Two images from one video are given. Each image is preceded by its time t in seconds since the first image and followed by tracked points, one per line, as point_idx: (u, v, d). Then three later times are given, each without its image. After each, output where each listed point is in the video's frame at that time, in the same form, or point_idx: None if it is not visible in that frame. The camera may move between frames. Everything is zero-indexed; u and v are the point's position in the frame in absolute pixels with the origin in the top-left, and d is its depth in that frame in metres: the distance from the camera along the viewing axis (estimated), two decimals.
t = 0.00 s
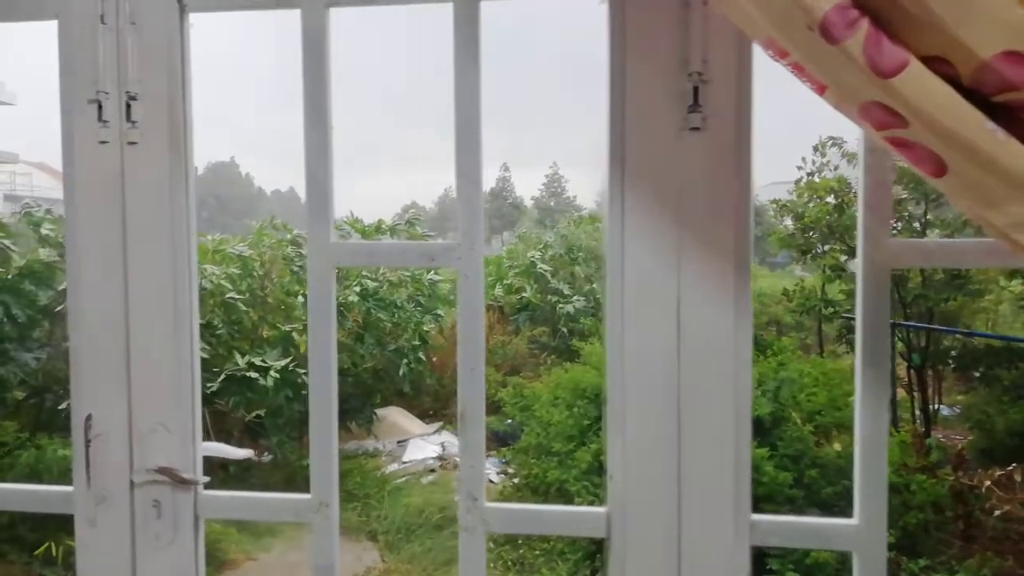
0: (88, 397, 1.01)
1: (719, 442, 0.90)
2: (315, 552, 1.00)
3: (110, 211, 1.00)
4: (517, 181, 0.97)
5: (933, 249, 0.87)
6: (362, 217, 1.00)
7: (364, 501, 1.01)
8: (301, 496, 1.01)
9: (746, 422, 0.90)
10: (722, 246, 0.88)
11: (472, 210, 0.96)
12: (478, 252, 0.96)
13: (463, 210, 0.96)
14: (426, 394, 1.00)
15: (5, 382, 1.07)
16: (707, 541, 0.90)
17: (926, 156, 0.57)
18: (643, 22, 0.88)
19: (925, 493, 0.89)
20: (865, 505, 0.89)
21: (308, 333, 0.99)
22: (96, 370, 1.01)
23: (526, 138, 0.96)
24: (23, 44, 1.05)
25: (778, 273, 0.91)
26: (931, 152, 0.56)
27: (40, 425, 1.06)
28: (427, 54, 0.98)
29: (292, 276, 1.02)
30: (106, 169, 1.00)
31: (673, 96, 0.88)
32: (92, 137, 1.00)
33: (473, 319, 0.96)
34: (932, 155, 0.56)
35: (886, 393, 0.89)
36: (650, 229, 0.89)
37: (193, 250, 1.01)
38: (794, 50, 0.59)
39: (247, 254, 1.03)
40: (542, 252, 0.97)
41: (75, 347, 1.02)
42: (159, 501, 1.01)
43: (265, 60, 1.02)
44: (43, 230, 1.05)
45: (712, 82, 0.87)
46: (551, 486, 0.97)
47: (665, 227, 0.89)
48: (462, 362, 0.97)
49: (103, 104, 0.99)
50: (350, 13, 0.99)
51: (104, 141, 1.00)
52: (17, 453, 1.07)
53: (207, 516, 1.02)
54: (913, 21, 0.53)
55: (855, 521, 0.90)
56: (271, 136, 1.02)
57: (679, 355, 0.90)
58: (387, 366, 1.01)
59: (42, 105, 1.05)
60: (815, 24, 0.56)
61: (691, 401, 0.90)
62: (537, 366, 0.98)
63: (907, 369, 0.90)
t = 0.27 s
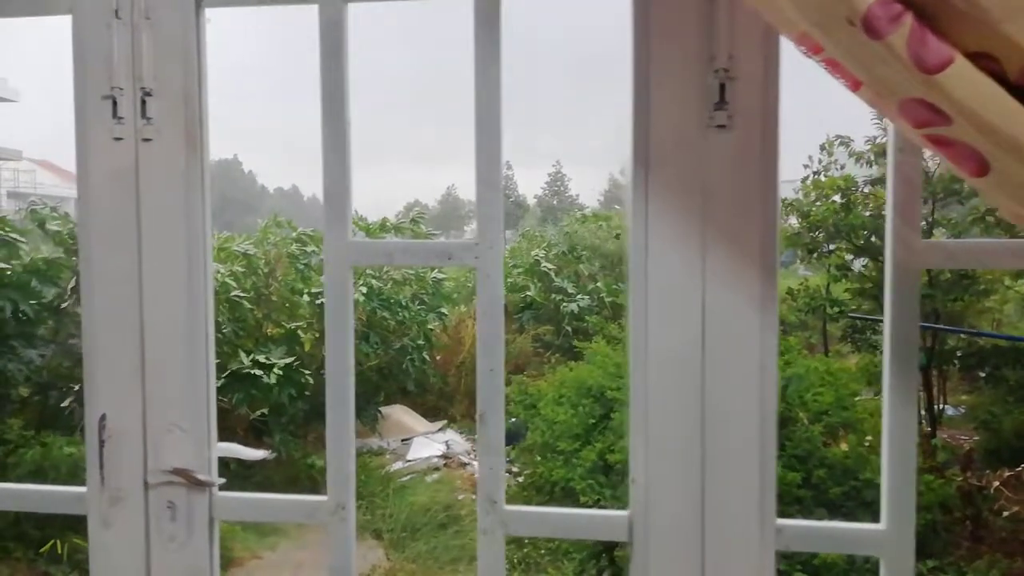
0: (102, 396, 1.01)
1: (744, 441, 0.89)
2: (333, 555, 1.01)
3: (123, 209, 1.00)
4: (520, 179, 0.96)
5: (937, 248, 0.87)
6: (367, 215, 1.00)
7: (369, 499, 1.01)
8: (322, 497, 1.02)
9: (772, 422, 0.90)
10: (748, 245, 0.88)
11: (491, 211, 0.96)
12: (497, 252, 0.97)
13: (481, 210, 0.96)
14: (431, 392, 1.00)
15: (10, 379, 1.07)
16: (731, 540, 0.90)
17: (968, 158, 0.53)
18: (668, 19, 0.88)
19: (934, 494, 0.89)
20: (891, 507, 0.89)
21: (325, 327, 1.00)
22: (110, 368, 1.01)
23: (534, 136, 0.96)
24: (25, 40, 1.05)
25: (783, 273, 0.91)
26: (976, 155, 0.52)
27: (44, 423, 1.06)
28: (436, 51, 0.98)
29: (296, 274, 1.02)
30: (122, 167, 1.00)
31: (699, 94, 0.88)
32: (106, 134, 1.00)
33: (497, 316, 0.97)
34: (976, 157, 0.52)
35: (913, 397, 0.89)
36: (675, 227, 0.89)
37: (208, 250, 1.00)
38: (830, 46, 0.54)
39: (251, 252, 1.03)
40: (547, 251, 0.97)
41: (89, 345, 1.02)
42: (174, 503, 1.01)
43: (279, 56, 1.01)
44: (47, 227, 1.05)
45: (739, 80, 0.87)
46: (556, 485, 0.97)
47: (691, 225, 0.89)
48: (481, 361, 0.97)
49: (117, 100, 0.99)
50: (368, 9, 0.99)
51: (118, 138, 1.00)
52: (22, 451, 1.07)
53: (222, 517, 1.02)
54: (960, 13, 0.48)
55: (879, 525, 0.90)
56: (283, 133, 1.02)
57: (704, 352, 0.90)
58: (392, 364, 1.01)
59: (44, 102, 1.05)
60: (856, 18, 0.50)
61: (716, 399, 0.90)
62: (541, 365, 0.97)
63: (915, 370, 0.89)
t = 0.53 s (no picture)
0: (122, 392, 1.01)
1: (773, 440, 0.89)
2: (354, 553, 1.01)
3: (144, 203, 0.99)
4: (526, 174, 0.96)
5: (966, 248, 0.87)
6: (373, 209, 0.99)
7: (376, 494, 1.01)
8: (343, 495, 1.01)
9: (801, 422, 0.89)
10: (780, 242, 0.87)
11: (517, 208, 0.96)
12: (524, 250, 0.96)
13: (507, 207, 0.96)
14: (439, 388, 1.01)
15: (22, 370, 1.08)
16: (760, 539, 0.89)
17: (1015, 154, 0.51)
18: (699, 12, 0.87)
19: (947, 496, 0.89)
20: (923, 510, 0.89)
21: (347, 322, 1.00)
22: (130, 362, 1.01)
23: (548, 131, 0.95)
24: (36, 33, 1.05)
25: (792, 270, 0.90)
26: None
27: (53, 416, 1.07)
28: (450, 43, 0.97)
29: (305, 270, 1.02)
30: (142, 160, 0.99)
31: (730, 88, 0.87)
32: (127, 127, 0.99)
33: (518, 310, 0.96)
34: None
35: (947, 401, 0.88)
36: (706, 224, 0.88)
37: (230, 246, 1.00)
38: (871, 36, 0.50)
39: (260, 247, 1.03)
40: (554, 249, 0.96)
41: (109, 339, 1.02)
42: (194, 500, 1.01)
43: (300, 50, 1.01)
44: (56, 219, 1.05)
45: (771, 73, 0.86)
46: (564, 481, 0.97)
47: (721, 222, 0.88)
48: (504, 359, 0.97)
49: (138, 92, 0.98)
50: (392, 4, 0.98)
51: (139, 130, 0.99)
52: (32, 444, 1.07)
53: (241, 514, 1.02)
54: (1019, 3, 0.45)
55: (913, 529, 0.89)
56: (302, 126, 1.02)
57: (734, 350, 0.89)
58: (400, 360, 1.01)
59: (54, 94, 1.05)
60: (905, 8, 0.47)
61: (745, 398, 0.89)
62: (548, 361, 0.97)
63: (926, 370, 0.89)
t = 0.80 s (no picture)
0: (150, 391, 1.02)
1: (812, 443, 0.88)
2: (382, 556, 1.01)
3: (175, 203, 1.00)
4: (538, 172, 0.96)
5: (1012, 252, 0.86)
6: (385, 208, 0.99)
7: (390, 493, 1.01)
8: (373, 498, 1.01)
9: (840, 425, 0.89)
10: (820, 243, 0.86)
11: (548, 208, 0.95)
12: (555, 250, 0.95)
13: (539, 210, 0.95)
14: (451, 387, 1.00)
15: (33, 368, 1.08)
16: (797, 541, 0.89)
17: None
18: (738, 11, 0.87)
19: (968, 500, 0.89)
20: (968, 519, 0.88)
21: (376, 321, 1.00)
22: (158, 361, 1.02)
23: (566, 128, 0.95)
24: (64, 29, 1.06)
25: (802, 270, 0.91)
26: None
27: (70, 412, 1.08)
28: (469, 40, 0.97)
29: (319, 268, 1.03)
30: (173, 159, 1.00)
31: (769, 88, 0.86)
32: (156, 125, 1.00)
33: (553, 310, 0.96)
34: None
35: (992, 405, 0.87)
36: (745, 224, 0.88)
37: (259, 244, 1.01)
38: (927, 33, 0.52)
39: (274, 245, 1.02)
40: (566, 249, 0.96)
41: (138, 339, 1.02)
42: (223, 501, 1.02)
43: (328, 49, 1.01)
44: (73, 216, 1.06)
45: (812, 72, 0.85)
46: (579, 482, 0.97)
47: (761, 223, 0.87)
48: (537, 361, 0.97)
49: (168, 89, 0.99)
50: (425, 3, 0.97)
51: (169, 129, 1.00)
52: (51, 441, 1.08)
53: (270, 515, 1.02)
54: None
55: (958, 537, 0.88)
56: (328, 124, 1.01)
57: (773, 352, 0.88)
58: (414, 360, 1.01)
59: (70, 92, 1.06)
60: (964, 5, 0.49)
61: (783, 400, 0.88)
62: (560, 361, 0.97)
63: (942, 372, 0.89)
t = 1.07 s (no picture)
0: (191, 397, 1.01)
1: (869, 454, 0.86)
2: (424, 565, 1.00)
3: (218, 209, 1.00)
4: (556, 174, 0.96)
5: None
6: (408, 211, 1.00)
7: (412, 498, 1.01)
8: (415, 507, 1.01)
9: (898, 436, 0.87)
10: (879, 249, 0.85)
11: (594, 212, 0.94)
12: (601, 256, 0.95)
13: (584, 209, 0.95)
14: (471, 391, 1.00)
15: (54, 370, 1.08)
16: (854, 552, 0.87)
17: None
18: (794, 10, 0.85)
19: (1001, 510, 0.87)
20: None
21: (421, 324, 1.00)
22: (200, 366, 1.01)
23: (597, 130, 0.94)
24: (106, 34, 1.06)
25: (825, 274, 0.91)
26: None
27: (96, 416, 1.09)
28: (501, 41, 0.97)
29: (342, 271, 1.03)
30: (215, 163, 0.99)
31: (826, 89, 0.85)
32: (199, 129, 1.00)
33: (599, 318, 0.95)
34: None
35: None
36: (801, 227, 0.86)
37: (300, 247, 1.00)
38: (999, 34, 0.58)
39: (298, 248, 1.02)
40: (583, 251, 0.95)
41: (180, 345, 1.02)
42: (264, 509, 1.01)
43: (367, 53, 1.00)
44: (97, 219, 1.07)
45: (870, 73, 0.84)
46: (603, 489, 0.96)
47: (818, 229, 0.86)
48: (584, 370, 0.96)
49: (211, 93, 0.99)
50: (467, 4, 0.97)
51: (211, 133, 0.99)
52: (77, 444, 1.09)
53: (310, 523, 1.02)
54: None
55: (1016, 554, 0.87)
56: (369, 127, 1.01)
57: (829, 360, 0.87)
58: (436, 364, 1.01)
59: (92, 95, 1.07)
60: None
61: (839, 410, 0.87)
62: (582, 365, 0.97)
63: (973, 377, 0.88)
